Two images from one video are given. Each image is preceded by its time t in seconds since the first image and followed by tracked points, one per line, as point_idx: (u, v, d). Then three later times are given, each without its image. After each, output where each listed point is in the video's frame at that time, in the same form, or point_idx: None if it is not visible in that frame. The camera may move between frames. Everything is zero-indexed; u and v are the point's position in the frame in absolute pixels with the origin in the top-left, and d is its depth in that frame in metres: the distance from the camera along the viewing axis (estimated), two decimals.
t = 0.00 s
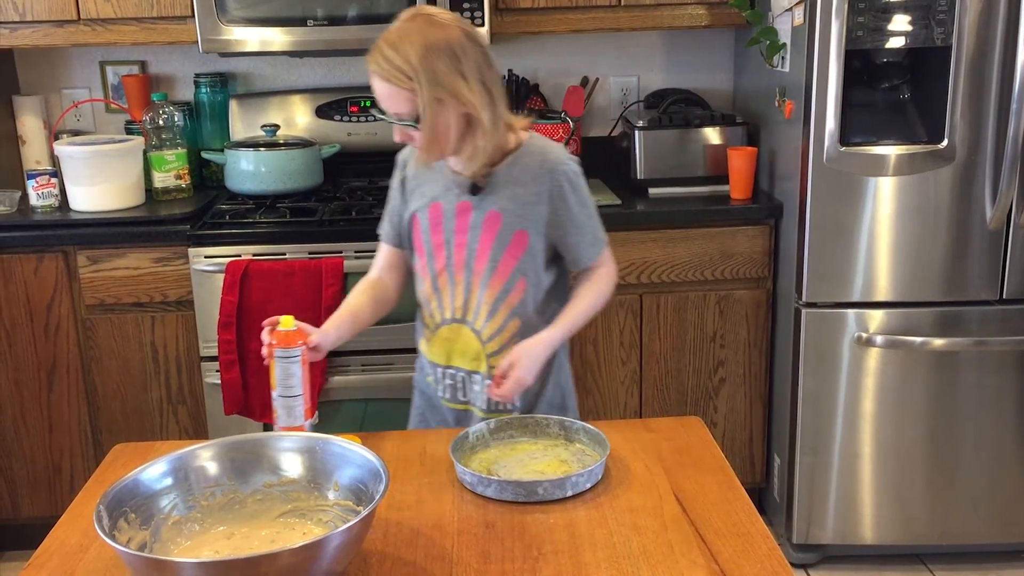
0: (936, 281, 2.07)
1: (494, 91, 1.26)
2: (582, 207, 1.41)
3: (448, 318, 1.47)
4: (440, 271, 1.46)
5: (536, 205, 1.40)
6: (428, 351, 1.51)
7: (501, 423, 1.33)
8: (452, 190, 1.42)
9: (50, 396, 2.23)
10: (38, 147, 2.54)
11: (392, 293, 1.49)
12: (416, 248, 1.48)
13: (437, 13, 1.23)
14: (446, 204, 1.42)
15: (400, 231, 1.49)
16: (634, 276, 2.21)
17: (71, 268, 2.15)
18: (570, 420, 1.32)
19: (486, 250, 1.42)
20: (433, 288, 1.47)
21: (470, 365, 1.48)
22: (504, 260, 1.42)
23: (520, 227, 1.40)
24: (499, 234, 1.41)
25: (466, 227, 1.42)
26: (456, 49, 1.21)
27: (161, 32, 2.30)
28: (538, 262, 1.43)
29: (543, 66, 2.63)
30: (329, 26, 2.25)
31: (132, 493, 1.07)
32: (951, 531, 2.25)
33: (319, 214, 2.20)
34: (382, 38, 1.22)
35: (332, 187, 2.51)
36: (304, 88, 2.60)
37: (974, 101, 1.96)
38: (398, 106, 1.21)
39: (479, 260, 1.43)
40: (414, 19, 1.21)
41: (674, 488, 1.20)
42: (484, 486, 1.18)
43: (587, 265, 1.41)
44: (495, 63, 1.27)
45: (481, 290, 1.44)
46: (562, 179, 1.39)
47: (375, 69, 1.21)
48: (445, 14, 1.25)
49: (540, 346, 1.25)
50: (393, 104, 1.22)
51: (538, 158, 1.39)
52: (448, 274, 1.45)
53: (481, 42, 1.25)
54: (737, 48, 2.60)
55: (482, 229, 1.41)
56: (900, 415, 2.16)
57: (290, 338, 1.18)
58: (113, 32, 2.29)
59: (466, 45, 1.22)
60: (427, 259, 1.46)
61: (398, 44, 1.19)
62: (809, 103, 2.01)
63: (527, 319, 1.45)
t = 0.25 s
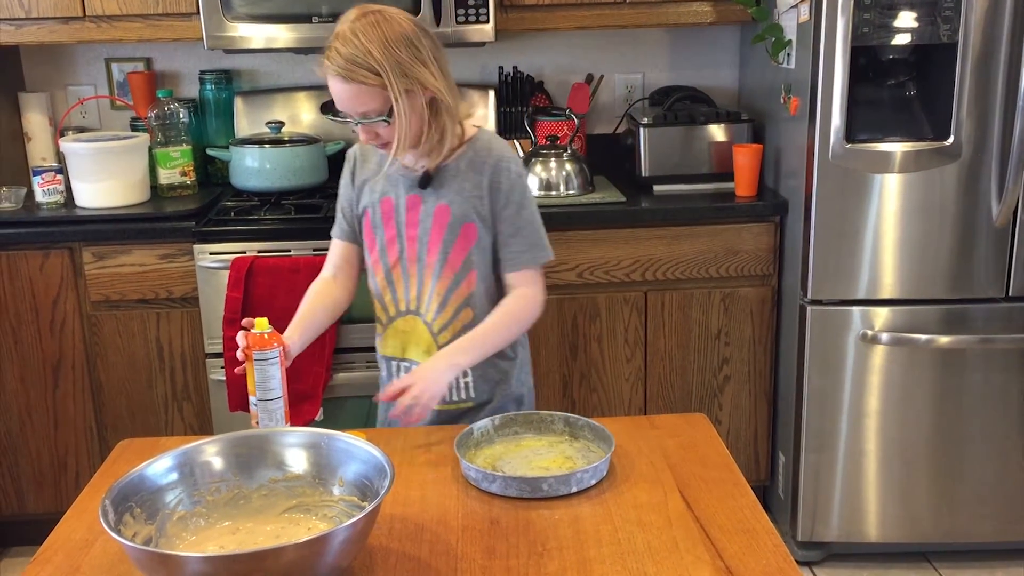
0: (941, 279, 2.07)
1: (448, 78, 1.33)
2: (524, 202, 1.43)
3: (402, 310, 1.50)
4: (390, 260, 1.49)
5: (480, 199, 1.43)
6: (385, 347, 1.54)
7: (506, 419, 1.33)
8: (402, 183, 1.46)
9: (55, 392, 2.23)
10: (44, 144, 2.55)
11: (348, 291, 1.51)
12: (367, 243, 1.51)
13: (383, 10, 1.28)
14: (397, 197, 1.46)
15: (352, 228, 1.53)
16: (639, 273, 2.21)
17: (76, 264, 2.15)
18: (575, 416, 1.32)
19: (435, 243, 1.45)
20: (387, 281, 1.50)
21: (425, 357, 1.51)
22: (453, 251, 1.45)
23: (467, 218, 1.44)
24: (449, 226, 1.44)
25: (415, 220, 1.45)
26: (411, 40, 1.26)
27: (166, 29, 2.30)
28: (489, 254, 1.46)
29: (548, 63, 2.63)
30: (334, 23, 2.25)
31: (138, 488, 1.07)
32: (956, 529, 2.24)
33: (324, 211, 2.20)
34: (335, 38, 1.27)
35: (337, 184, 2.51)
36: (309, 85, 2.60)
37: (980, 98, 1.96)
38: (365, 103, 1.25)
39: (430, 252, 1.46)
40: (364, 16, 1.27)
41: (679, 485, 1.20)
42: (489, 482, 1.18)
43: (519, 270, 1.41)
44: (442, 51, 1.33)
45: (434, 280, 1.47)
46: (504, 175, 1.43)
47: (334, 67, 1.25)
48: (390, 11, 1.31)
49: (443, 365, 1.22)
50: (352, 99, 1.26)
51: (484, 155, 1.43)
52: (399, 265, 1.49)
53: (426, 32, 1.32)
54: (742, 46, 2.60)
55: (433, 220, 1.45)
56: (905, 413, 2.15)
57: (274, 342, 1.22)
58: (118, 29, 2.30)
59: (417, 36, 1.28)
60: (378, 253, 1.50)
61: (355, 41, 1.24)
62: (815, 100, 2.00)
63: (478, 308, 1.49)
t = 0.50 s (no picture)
0: (947, 280, 2.07)
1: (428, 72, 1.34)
2: (486, 203, 1.41)
3: (377, 308, 1.53)
4: (370, 259, 1.51)
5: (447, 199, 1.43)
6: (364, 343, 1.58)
7: (511, 420, 1.33)
8: (376, 183, 1.47)
9: (60, 392, 2.23)
10: (49, 144, 2.55)
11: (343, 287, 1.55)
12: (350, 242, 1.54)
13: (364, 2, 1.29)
14: (372, 197, 1.48)
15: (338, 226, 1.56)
16: (644, 274, 2.21)
17: (81, 264, 2.15)
18: (579, 417, 1.32)
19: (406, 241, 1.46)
20: (364, 279, 1.53)
21: (402, 356, 1.54)
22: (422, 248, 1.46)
23: (435, 217, 1.44)
24: (418, 225, 1.45)
25: (389, 220, 1.47)
26: (392, 31, 1.27)
27: (171, 29, 2.30)
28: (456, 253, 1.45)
29: (553, 63, 2.63)
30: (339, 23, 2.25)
31: (143, 488, 1.07)
32: (962, 531, 2.24)
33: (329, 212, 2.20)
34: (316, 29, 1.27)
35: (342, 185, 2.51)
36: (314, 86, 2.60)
37: (987, 99, 1.95)
38: (345, 92, 1.25)
39: (401, 250, 1.47)
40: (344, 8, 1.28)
41: (684, 487, 1.20)
42: (494, 483, 1.18)
43: (473, 278, 1.39)
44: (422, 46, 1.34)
45: (405, 280, 1.48)
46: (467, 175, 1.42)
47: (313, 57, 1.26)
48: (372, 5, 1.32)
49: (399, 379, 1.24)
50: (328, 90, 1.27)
51: (454, 156, 1.43)
52: (376, 264, 1.51)
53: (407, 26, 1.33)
54: (747, 46, 2.59)
55: (403, 219, 1.46)
56: (910, 415, 2.15)
57: (274, 345, 1.21)
58: (124, 29, 2.30)
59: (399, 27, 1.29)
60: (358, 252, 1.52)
61: (337, 29, 1.24)
62: (821, 101, 2.00)
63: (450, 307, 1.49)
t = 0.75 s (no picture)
0: (956, 285, 2.06)
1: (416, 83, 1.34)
2: (477, 211, 1.39)
3: (360, 314, 1.55)
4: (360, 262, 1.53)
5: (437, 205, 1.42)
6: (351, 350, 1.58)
7: (519, 423, 1.33)
8: (370, 186, 1.49)
9: (68, 393, 2.24)
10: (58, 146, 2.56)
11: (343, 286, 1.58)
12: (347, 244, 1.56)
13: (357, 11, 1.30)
14: (365, 200, 1.50)
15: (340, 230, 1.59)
16: (651, 278, 2.21)
17: (90, 266, 2.16)
18: (587, 421, 1.32)
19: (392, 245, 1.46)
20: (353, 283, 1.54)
21: (380, 362, 1.53)
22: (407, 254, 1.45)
23: (422, 224, 1.43)
24: (405, 230, 1.45)
25: (379, 223, 1.48)
26: (380, 40, 1.28)
27: (180, 32, 2.31)
28: (442, 259, 1.43)
29: (561, 67, 2.62)
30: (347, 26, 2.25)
31: (151, 491, 1.07)
32: (970, 536, 2.23)
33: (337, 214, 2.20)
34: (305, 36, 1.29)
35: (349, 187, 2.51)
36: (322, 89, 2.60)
37: (997, 103, 1.95)
38: (328, 97, 1.25)
39: (387, 254, 1.47)
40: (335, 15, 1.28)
41: (692, 491, 1.19)
42: (501, 487, 1.18)
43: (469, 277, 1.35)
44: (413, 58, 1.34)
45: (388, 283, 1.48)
46: (459, 179, 1.40)
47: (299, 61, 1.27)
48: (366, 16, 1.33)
49: (360, 284, 1.23)
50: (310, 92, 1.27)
51: (446, 164, 1.42)
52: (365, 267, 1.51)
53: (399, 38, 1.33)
54: (755, 50, 2.59)
55: (391, 223, 1.46)
56: (918, 420, 2.14)
57: (279, 348, 1.20)
58: (133, 32, 2.31)
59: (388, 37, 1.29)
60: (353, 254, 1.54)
61: (324, 35, 1.25)
62: (829, 105, 1.99)
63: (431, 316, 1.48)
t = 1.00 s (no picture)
0: (967, 290, 2.05)
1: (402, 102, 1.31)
2: (468, 222, 1.39)
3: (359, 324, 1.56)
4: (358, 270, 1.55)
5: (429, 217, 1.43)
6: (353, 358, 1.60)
7: (528, 427, 1.33)
8: (367, 196, 1.51)
9: (80, 395, 2.25)
10: (71, 149, 2.58)
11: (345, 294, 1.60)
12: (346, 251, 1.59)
13: (345, 27, 1.26)
14: (362, 208, 1.52)
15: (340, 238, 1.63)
16: (661, 282, 2.20)
17: (102, 269, 2.17)
18: (596, 426, 1.32)
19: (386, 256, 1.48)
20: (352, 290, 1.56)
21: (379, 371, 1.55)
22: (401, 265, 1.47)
23: (415, 237, 1.45)
24: (398, 241, 1.46)
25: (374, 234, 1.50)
26: (362, 63, 1.24)
27: (192, 36, 2.32)
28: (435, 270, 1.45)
29: (571, 71, 2.63)
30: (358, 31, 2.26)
31: (162, 493, 1.08)
32: (981, 543, 2.22)
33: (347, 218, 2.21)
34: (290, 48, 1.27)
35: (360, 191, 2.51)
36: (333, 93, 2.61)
37: (1009, 108, 1.94)
38: (307, 116, 1.25)
39: (381, 265, 1.49)
40: (318, 31, 1.25)
41: (702, 497, 1.19)
42: (511, 491, 1.18)
43: (462, 289, 1.35)
44: (401, 74, 1.31)
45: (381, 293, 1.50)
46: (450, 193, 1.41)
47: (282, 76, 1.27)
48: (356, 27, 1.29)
49: (348, 299, 1.25)
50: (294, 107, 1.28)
51: (440, 174, 1.43)
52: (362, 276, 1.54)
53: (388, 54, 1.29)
54: (766, 54, 2.59)
55: (384, 234, 1.48)
56: (929, 425, 2.13)
57: (291, 352, 1.18)
58: (145, 37, 2.32)
59: (373, 58, 1.25)
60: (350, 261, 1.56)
61: (302, 56, 1.23)
62: (840, 110, 1.99)
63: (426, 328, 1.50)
